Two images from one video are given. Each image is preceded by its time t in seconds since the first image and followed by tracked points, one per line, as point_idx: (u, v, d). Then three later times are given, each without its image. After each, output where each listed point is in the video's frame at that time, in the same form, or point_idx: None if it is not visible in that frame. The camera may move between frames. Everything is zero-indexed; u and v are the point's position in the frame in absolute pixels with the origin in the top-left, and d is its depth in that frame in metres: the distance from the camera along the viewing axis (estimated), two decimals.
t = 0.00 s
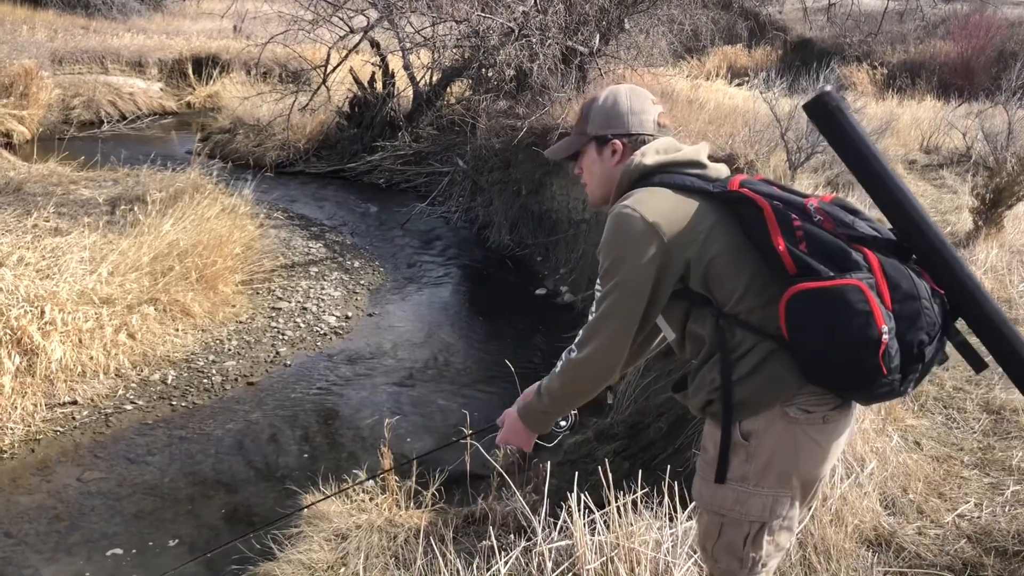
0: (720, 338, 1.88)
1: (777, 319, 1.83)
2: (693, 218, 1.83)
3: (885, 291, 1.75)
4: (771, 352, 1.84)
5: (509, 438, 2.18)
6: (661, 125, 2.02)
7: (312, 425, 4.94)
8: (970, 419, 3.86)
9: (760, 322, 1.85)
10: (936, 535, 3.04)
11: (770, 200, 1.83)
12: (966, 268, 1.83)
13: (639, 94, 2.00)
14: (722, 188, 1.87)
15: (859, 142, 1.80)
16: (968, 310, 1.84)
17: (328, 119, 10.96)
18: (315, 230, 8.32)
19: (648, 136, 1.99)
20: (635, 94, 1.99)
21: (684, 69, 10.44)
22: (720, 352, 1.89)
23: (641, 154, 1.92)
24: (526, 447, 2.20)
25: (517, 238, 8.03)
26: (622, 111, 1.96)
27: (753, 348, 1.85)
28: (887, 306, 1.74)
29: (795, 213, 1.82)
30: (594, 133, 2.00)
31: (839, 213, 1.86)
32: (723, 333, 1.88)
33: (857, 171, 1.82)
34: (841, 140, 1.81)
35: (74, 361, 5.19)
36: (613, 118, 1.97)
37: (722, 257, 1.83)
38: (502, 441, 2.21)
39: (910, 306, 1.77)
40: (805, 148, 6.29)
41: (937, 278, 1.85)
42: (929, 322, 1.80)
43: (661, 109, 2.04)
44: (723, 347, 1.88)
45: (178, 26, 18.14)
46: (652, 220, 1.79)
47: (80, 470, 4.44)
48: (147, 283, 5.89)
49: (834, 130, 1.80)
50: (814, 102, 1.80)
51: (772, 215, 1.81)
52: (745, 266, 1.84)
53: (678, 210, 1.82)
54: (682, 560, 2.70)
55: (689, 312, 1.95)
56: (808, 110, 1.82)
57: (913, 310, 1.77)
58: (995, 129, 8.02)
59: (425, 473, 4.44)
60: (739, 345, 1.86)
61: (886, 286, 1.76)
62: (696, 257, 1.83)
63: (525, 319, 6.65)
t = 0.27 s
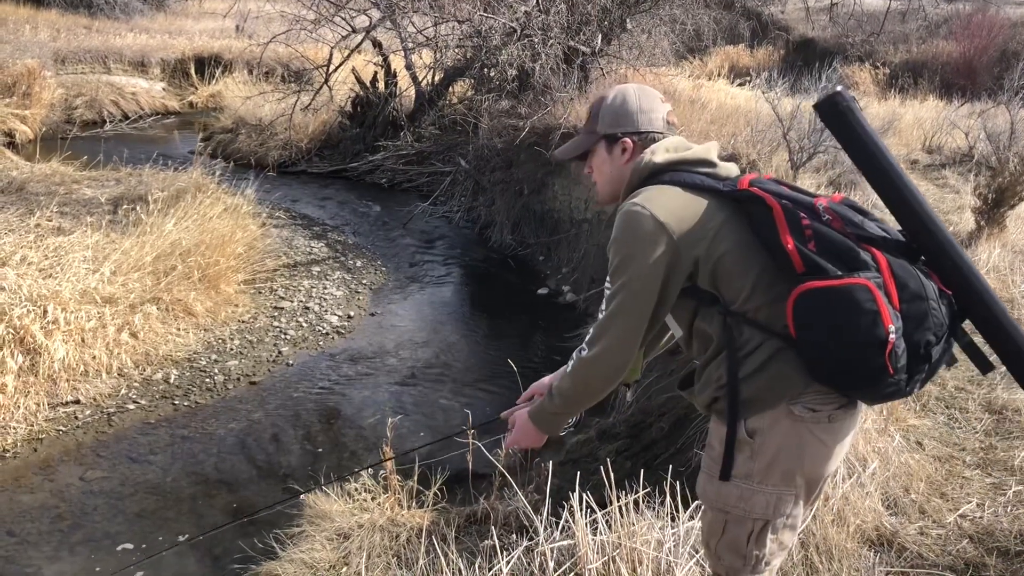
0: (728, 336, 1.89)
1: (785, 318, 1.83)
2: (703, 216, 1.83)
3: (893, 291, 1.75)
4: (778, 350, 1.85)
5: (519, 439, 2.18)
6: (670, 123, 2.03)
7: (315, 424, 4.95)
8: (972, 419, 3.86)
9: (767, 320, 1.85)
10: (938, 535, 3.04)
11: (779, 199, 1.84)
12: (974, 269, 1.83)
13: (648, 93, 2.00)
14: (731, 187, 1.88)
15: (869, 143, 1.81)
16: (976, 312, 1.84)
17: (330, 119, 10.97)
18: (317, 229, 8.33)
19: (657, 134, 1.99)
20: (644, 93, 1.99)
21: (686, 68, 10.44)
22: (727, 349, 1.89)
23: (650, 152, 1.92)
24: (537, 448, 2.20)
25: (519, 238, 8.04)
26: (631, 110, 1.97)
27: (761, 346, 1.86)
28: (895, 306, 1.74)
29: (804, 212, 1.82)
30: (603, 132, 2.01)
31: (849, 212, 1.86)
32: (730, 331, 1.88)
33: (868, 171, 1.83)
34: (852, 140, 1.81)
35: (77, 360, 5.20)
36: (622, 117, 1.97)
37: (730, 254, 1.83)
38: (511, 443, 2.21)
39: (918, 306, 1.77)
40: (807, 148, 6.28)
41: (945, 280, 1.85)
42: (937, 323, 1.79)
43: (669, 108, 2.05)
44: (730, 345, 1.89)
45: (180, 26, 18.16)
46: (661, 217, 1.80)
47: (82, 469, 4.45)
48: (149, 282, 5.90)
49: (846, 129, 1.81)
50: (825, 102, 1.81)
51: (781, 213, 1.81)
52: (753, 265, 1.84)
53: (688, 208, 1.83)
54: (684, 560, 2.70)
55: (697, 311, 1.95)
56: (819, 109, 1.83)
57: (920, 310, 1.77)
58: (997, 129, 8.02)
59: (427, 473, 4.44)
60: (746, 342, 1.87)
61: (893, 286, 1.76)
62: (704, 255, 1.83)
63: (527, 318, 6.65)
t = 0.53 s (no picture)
0: (730, 333, 1.89)
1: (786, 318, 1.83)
2: (708, 214, 1.83)
3: (894, 294, 1.74)
4: (779, 350, 1.84)
5: (525, 436, 2.18)
6: (680, 118, 2.03)
7: (317, 424, 4.95)
8: (976, 419, 3.85)
9: (769, 320, 1.84)
10: (941, 535, 3.03)
11: (784, 198, 1.83)
12: (979, 275, 1.82)
13: (656, 89, 2.01)
14: (738, 185, 1.87)
15: (874, 143, 1.82)
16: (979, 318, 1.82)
17: (332, 119, 10.97)
18: (319, 229, 8.33)
19: (667, 129, 2.00)
20: (652, 88, 2.00)
21: (688, 68, 10.43)
22: (729, 347, 1.90)
23: (660, 149, 1.94)
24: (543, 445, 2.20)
25: (521, 238, 8.03)
26: (641, 105, 1.97)
27: (762, 345, 1.86)
28: (894, 309, 1.74)
29: (808, 212, 1.82)
30: (612, 128, 2.01)
31: (854, 214, 1.85)
32: (733, 329, 1.89)
33: (873, 172, 1.83)
34: (857, 141, 1.82)
35: (79, 360, 5.20)
36: (632, 112, 1.97)
37: (735, 253, 1.83)
38: (517, 439, 2.21)
39: (918, 309, 1.76)
40: (809, 147, 6.27)
41: (950, 284, 1.84)
42: (938, 328, 1.78)
43: (678, 103, 2.05)
44: (732, 343, 1.89)
45: (182, 26, 18.18)
46: (665, 215, 1.80)
47: (84, 469, 4.45)
48: (151, 282, 5.91)
49: (851, 129, 1.81)
50: (831, 102, 1.81)
51: (784, 214, 1.80)
52: (757, 263, 1.84)
53: (692, 206, 1.83)
54: (686, 560, 2.70)
55: (702, 308, 1.95)
56: (824, 109, 1.83)
57: (920, 315, 1.76)
58: (1000, 129, 8.00)
59: (429, 473, 4.44)
60: (748, 340, 1.87)
61: (894, 289, 1.75)
62: (708, 253, 1.83)
63: (529, 318, 6.65)
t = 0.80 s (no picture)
0: (726, 332, 1.90)
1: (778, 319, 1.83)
2: (706, 214, 1.83)
3: (883, 301, 1.74)
4: (771, 351, 1.85)
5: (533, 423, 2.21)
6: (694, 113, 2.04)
7: (317, 424, 4.95)
8: (977, 419, 3.85)
9: (764, 320, 1.84)
10: (942, 536, 3.03)
11: (783, 199, 1.82)
12: (974, 284, 1.80)
13: (671, 84, 2.01)
14: (741, 183, 1.86)
15: (874, 146, 1.81)
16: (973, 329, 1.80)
17: (333, 119, 10.97)
18: (320, 229, 8.34)
19: (681, 124, 2.00)
20: (667, 83, 2.00)
21: (688, 67, 10.44)
22: (723, 347, 1.91)
23: (666, 147, 1.94)
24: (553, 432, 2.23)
25: (522, 238, 8.04)
26: (654, 101, 1.98)
27: (755, 345, 1.86)
28: (882, 315, 1.74)
29: (804, 214, 1.81)
30: (626, 123, 2.02)
31: (855, 217, 1.82)
32: (729, 329, 1.90)
33: (874, 175, 1.83)
34: (856, 144, 1.82)
35: (79, 360, 5.21)
36: (646, 107, 1.98)
37: (733, 252, 1.83)
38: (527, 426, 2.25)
39: (907, 317, 1.76)
40: (809, 147, 6.27)
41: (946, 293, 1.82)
42: (928, 337, 1.77)
43: (692, 98, 2.06)
44: (726, 343, 1.90)
45: (183, 26, 18.19)
46: (664, 212, 1.80)
47: (85, 469, 4.45)
48: (152, 282, 5.91)
49: (851, 131, 1.81)
50: (832, 103, 1.81)
51: (780, 215, 1.80)
52: (753, 264, 1.83)
53: (692, 205, 1.82)
54: (687, 560, 2.69)
55: (704, 305, 1.96)
56: (824, 110, 1.84)
57: (910, 322, 1.76)
58: (1000, 128, 8.00)
59: (430, 472, 4.44)
60: (742, 340, 1.88)
61: (884, 296, 1.75)
62: (705, 253, 1.83)
63: (530, 318, 6.65)
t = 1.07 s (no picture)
0: (722, 332, 1.90)
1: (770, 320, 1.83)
2: (705, 212, 1.83)
3: (875, 305, 1.74)
4: (766, 352, 1.85)
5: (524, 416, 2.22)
6: (701, 113, 2.04)
7: (316, 425, 4.94)
8: (974, 419, 3.85)
9: (760, 320, 1.85)
10: (940, 536, 3.03)
11: (782, 200, 1.82)
12: (971, 292, 1.79)
13: (680, 84, 2.02)
14: (741, 183, 1.86)
15: (875, 150, 1.80)
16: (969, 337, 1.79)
17: (331, 119, 10.96)
18: (318, 230, 8.33)
19: (688, 123, 2.01)
20: (675, 83, 2.01)
21: (686, 67, 10.44)
22: (718, 347, 1.91)
23: (669, 144, 1.94)
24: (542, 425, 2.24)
25: (520, 238, 8.03)
26: (662, 99, 1.99)
27: (750, 345, 1.87)
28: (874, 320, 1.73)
29: (802, 216, 1.80)
30: (634, 120, 2.03)
31: (853, 220, 1.81)
32: (724, 329, 1.90)
33: (873, 180, 1.82)
34: (857, 147, 1.81)
35: (77, 362, 5.20)
36: (653, 105, 1.99)
37: (730, 252, 1.83)
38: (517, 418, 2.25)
39: (901, 323, 1.75)
40: (807, 147, 6.28)
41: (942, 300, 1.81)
42: (921, 343, 1.77)
43: (700, 99, 2.07)
44: (722, 343, 1.90)
45: (181, 27, 18.18)
46: (663, 210, 1.81)
47: (83, 471, 4.45)
48: (150, 283, 5.90)
49: (852, 134, 1.81)
50: (833, 106, 1.81)
51: (777, 217, 1.80)
52: (751, 264, 1.83)
53: (691, 204, 1.83)
54: (685, 561, 2.69)
55: (702, 304, 1.96)
56: (825, 113, 1.83)
57: (903, 328, 1.75)
58: (998, 128, 8.01)
59: (428, 474, 4.44)
60: (737, 340, 1.89)
61: (879, 300, 1.75)
62: (701, 252, 1.83)
63: (528, 318, 6.65)
